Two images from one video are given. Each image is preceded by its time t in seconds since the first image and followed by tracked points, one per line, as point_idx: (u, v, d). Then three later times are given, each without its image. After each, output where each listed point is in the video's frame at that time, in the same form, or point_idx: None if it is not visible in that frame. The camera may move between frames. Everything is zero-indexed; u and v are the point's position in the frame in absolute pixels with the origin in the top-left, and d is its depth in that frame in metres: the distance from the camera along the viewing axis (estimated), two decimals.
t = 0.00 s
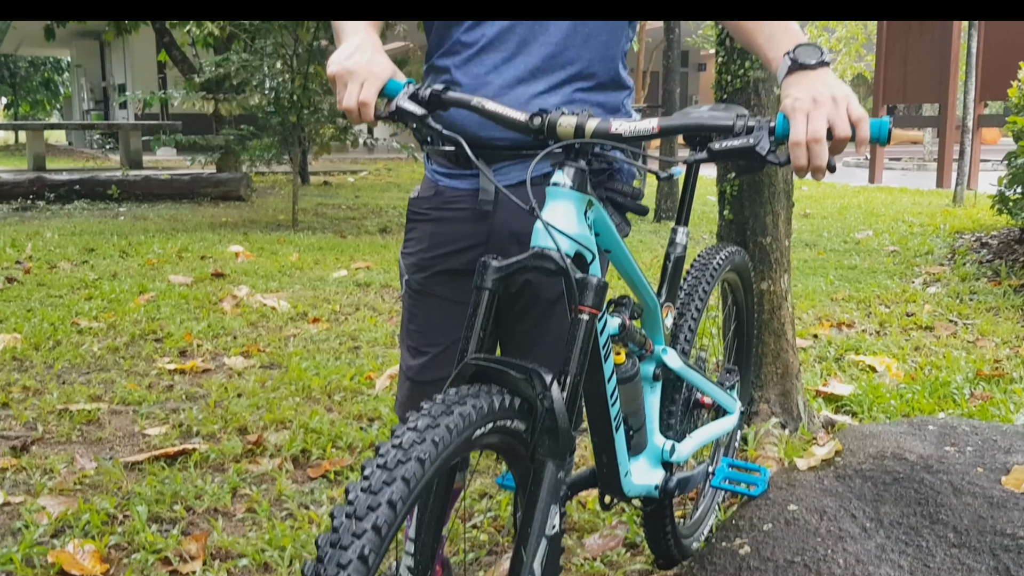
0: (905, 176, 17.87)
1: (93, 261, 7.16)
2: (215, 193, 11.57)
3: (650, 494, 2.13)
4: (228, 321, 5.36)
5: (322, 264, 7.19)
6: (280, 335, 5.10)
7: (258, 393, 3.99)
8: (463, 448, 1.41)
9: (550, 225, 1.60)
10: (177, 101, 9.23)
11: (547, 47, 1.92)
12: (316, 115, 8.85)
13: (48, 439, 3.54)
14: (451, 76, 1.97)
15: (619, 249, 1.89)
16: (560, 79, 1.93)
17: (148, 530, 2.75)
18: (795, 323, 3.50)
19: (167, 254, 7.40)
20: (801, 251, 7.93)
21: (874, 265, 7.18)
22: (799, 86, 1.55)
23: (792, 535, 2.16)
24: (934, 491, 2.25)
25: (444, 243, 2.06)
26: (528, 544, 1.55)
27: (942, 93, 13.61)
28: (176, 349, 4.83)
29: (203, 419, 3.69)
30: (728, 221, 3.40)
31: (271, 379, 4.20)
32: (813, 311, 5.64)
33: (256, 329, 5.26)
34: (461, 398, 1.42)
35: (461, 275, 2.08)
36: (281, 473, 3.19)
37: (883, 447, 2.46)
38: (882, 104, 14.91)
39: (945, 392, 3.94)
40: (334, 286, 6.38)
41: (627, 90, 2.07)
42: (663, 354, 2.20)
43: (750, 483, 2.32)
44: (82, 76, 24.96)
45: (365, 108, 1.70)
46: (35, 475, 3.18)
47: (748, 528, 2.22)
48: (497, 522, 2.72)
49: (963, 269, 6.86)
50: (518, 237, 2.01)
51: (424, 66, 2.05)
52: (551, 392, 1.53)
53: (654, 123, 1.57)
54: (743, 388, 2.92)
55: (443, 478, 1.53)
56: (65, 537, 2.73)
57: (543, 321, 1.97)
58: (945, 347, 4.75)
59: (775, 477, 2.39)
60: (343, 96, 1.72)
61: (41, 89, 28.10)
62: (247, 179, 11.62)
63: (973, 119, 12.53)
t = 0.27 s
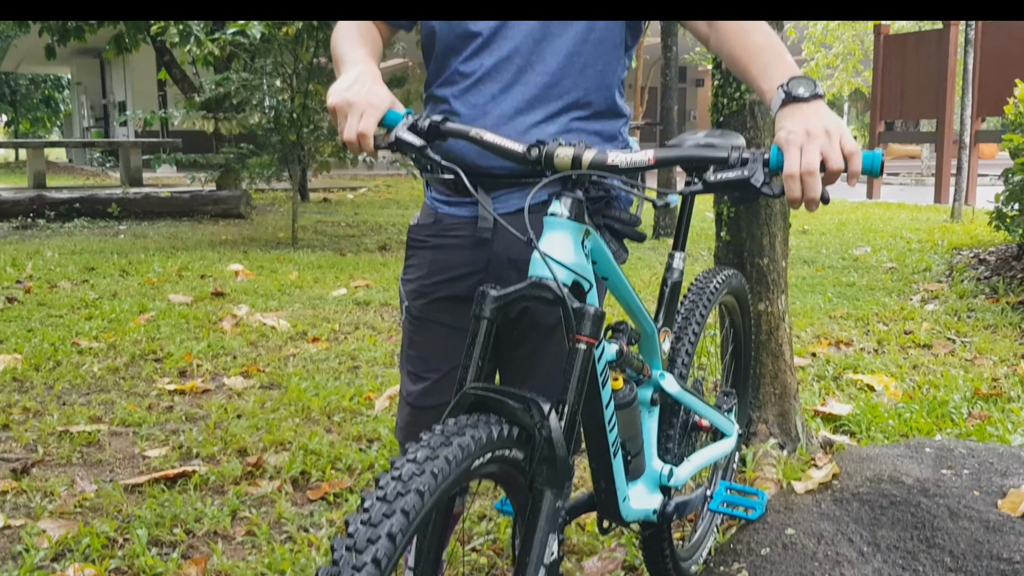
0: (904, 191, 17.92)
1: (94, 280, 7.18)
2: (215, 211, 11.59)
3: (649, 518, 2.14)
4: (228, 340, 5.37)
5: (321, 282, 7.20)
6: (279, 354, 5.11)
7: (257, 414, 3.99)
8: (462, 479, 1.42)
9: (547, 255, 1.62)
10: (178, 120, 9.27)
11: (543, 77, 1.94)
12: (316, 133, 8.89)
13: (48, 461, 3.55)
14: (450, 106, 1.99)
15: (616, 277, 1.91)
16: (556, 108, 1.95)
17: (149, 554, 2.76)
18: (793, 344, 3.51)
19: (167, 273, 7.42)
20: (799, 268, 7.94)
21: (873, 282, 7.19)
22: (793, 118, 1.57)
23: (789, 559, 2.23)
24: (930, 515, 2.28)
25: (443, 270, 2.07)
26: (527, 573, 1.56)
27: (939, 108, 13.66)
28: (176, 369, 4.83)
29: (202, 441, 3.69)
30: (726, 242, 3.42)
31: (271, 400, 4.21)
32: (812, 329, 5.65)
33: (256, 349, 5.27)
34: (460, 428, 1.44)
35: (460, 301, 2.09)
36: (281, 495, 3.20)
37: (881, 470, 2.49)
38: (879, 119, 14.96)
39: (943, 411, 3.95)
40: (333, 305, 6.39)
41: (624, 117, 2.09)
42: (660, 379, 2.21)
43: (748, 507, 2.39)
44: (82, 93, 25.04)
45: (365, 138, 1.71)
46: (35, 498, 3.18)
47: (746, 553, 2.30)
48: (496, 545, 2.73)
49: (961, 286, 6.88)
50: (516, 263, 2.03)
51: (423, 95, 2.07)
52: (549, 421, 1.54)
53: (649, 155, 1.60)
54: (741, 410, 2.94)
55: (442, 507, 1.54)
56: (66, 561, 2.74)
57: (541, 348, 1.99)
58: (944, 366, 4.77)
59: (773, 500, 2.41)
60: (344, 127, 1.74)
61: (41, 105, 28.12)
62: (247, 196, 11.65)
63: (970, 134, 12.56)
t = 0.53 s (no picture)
0: (902, 199, 17.95)
1: (93, 291, 7.20)
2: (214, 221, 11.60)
3: (646, 534, 2.15)
4: (227, 352, 5.39)
5: (320, 293, 7.22)
6: (278, 366, 5.13)
7: (257, 427, 4.00)
8: (459, 499, 1.44)
9: (543, 276, 1.64)
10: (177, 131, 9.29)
11: (541, 96, 1.93)
12: (315, 144, 8.91)
13: (48, 475, 3.56)
14: (447, 125, 1.99)
15: (613, 295, 1.92)
16: (554, 127, 1.94)
17: (148, 569, 2.77)
18: (791, 357, 3.53)
19: (166, 284, 7.44)
20: (796, 277, 7.96)
21: (870, 292, 7.22)
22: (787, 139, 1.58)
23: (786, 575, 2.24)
24: (925, 530, 2.30)
25: (442, 287, 2.09)
26: None
27: (936, 117, 13.70)
28: (175, 382, 4.84)
29: (202, 454, 3.70)
30: (723, 255, 3.44)
31: (270, 413, 4.22)
32: (810, 339, 5.67)
33: (255, 360, 5.28)
34: (457, 449, 1.45)
35: (458, 318, 2.11)
36: (280, 509, 3.21)
37: (877, 485, 2.52)
38: (877, 128, 14.99)
39: (940, 423, 3.97)
40: (332, 316, 6.41)
41: (622, 136, 2.08)
42: (657, 396, 2.22)
43: (745, 521, 2.40)
44: (80, 101, 25.08)
45: (363, 160, 1.73)
46: (35, 513, 3.19)
47: (743, 568, 2.31)
48: (495, 560, 2.74)
49: (958, 296, 6.90)
50: (514, 280, 2.04)
51: (421, 113, 2.07)
52: (546, 440, 1.55)
53: (645, 176, 1.62)
54: (738, 423, 2.95)
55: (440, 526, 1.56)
56: None
57: (538, 365, 2.00)
58: (940, 377, 4.78)
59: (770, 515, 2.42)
60: (343, 147, 1.75)
61: (40, 114, 28.08)
62: (245, 206, 11.66)
63: (967, 143, 12.60)
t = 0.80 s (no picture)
0: (900, 205, 17.96)
1: (93, 300, 7.22)
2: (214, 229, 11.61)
3: (644, 545, 2.17)
4: (227, 361, 5.40)
5: (319, 302, 7.24)
6: (279, 376, 5.14)
7: (257, 437, 4.02)
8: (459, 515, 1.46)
9: (541, 293, 1.66)
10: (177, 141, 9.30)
11: (538, 113, 1.95)
12: (315, 152, 8.93)
13: (49, 486, 3.58)
14: (447, 141, 2.02)
15: (611, 310, 1.95)
16: (551, 144, 1.97)
17: None
18: (788, 367, 3.54)
19: (166, 293, 7.46)
20: (795, 284, 7.98)
21: (868, 300, 7.23)
22: (783, 159, 1.60)
23: None
24: (922, 540, 2.33)
25: (441, 301, 2.11)
26: None
27: (934, 124, 13.73)
28: (175, 392, 4.86)
29: (202, 465, 3.72)
30: (720, 266, 3.46)
31: (270, 423, 4.23)
32: (808, 348, 5.69)
33: (254, 370, 5.29)
34: (457, 465, 1.47)
35: (457, 333, 2.13)
36: (280, 520, 3.23)
37: (873, 495, 2.54)
38: (875, 135, 15.02)
39: (937, 432, 3.98)
40: (331, 325, 6.42)
41: (619, 152, 2.10)
42: (655, 408, 2.24)
43: (742, 532, 2.43)
44: (79, 108, 25.11)
45: (363, 179, 1.77)
46: (36, 524, 3.21)
47: None
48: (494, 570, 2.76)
49: (956, 303, 6.92)
50: (513, 296, 2.07)
51: (421, 129, 2.10)
52: (544, 456, 1.57)
53: (641, 195, 1.64)
54: (736, 433, 2.97)
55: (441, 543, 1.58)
56: None
57: (537, 380, 2.02)
58: (938, 385, 4.80)
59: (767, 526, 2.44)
60: (344, 165, 1.79)
61: (39, 122, 28.04)
62: (245, 215, 11.67)
63: (965, 150, 12.63)
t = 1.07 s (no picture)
0: (899, 213, 17.99)
1: (92, 309, 7.24)
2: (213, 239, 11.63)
3: (641, 558, 2.18)
4: (226, 372, 5.41)
5: (318, 312, 7.26)
6: (278, 387, 5.15)
7: (256, 449, 4.02)
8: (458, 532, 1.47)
9: (538, 310, 1.68)
10: (176, 150, 9.31)
11: (537, 130, 1.96)
12: (313, 162, 8.95)
13: (49, 498, 3.59)
14: (446, 158, 2.03)
15: (608, 325, 1.96)
16: (548, 161, 1.98)
17: None
18: (785, 378, 3.56)
19: (165, 303, 7.48)
20: (793, 294, 7.99)
21: (866, 309, 7.25)
22: (777, 178, 1.61)
23: None
24: (917, 554, 2.35)
25: (440, 317, 2.13)
26: None
27: (931, 133, 13.77)
28: (175, 403, 4.87)
29: (201, 477, 3.73)
30: (717, 278, 3.47)
31: (269, 434, 4.24)
32: (805, 358, 5.70)
33: (253, 381, 5.30)
34: (456, 482, 1.49)
35: (456, 348, 2.15)
36: (279, 532, 3.24)
37: (869, 509, 2.57)
38: (873, 143, 15.06)
39: (934, 443, 4.00)
40: (330, 335, 6.44)
41: (617, 168, 2.12)
42: (652, 423, 2.26)
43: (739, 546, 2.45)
44: (77, 115, 25.15)
45: (362, 198, 1.78)
46: (36, 536, 3.22)
47: None
48: None
49: (953, 312, 6.94)
50: (511, 312, 2.09)
51: (421, 145, 2.11)
52: (542, 472, 1.59)
53: (637, 214, 1.65)
54: (733, 447, 2.98)
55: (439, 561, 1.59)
56: None
57: (535, 395, 2.04)
58: (935, 395, 4.81)
59: (764, 541, 2.47)
60: (343, 184, 1.81)
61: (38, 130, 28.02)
62: (243, 223, 11.68)
63: (962, 158, 12.66)
